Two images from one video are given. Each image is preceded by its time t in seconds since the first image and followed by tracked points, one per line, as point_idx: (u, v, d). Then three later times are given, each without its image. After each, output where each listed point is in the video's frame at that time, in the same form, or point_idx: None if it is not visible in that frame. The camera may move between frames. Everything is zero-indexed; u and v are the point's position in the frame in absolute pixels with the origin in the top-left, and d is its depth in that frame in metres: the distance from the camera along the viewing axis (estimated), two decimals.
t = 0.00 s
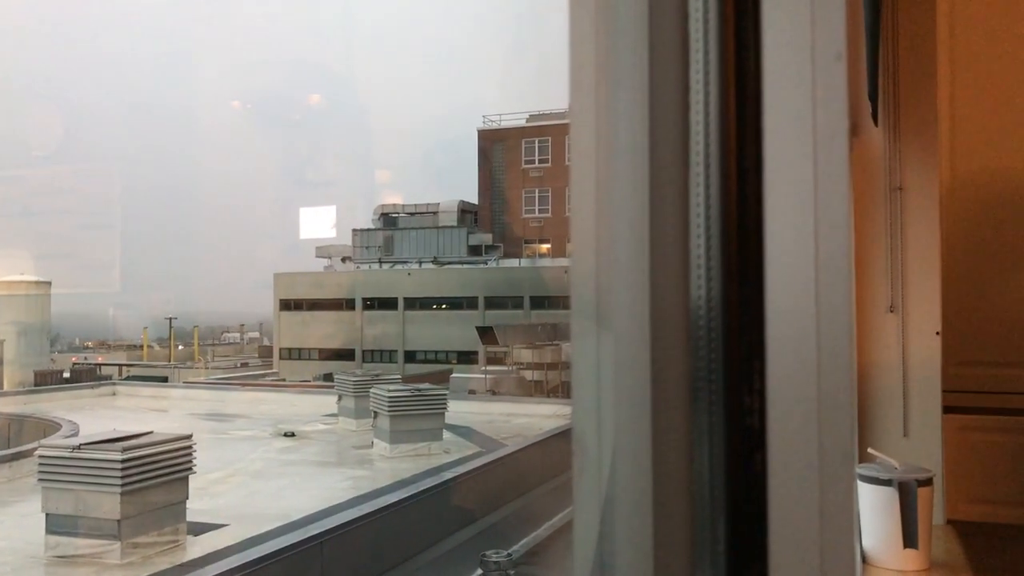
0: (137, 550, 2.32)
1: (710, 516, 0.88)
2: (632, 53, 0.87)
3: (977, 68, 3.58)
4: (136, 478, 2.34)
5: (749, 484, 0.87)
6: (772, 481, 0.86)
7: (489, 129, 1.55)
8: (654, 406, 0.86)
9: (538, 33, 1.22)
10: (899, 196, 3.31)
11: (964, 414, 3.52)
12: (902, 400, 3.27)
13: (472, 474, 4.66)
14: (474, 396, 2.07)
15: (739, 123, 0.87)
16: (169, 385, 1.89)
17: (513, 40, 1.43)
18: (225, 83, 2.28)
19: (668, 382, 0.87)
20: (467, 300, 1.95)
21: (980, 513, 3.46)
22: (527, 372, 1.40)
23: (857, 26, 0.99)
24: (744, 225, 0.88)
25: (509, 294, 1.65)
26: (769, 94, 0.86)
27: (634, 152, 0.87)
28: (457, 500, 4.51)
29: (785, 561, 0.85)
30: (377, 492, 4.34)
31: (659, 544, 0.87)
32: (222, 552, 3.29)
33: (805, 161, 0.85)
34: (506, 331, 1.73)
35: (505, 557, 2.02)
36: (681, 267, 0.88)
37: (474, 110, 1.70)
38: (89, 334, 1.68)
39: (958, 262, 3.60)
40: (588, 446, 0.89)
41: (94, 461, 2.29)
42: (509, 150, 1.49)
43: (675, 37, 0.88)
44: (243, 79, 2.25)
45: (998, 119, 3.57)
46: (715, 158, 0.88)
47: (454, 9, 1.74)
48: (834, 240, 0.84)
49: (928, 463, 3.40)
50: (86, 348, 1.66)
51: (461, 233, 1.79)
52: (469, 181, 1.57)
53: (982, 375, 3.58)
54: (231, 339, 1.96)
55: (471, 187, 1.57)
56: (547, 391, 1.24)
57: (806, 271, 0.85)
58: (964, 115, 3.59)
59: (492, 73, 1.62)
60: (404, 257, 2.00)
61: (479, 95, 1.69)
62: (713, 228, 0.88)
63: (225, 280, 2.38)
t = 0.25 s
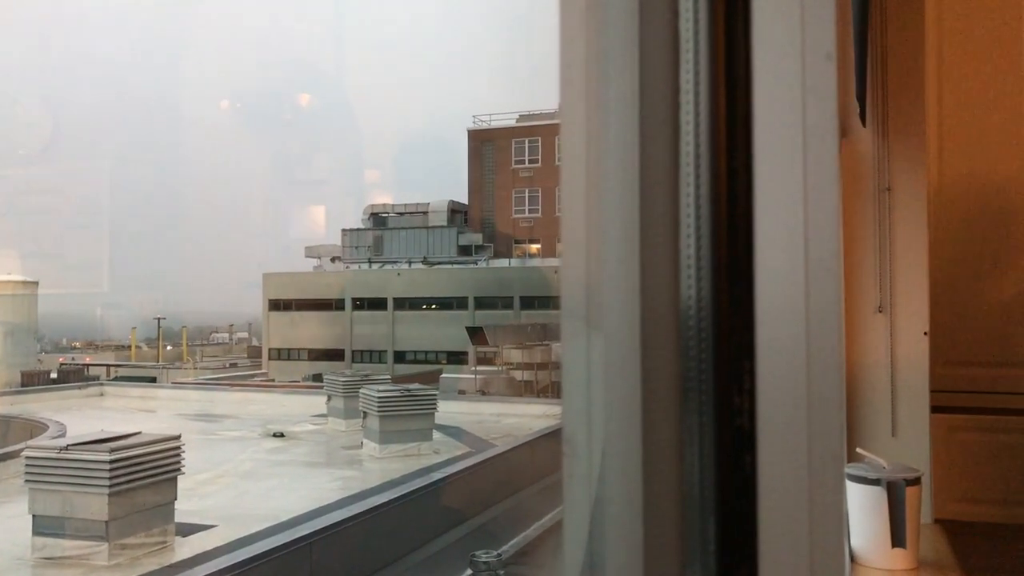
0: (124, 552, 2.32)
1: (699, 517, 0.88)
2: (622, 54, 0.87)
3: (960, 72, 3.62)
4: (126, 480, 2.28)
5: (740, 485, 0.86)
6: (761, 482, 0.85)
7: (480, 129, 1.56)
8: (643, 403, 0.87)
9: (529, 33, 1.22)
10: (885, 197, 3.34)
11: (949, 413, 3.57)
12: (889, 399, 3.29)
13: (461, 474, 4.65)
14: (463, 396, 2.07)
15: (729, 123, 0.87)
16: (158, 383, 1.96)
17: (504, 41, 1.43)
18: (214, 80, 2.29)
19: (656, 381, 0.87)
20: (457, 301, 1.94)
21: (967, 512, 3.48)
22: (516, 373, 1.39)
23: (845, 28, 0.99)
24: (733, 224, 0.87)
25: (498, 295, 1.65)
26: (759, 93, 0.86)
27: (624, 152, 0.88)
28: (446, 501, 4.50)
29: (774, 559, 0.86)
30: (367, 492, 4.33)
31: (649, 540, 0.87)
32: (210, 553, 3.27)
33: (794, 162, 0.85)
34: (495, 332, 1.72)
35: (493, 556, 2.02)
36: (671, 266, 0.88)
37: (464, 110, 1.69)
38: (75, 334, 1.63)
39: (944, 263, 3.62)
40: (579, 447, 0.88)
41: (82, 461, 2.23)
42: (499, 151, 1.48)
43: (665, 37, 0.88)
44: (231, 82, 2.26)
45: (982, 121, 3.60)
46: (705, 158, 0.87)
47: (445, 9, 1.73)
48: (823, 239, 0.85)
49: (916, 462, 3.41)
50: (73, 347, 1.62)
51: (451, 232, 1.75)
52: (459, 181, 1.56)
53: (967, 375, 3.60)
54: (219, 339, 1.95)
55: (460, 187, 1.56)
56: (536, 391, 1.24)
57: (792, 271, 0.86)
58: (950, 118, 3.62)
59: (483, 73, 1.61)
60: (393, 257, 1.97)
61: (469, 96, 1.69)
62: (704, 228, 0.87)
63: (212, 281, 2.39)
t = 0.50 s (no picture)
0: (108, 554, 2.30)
1: (687, 516, 0.88)
2: (609, 54, 0.88)
3: (945, 74, 3.65)
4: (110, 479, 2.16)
5: (727, 485, 0.86)
6: (749, 483, 0.85)
7: (468, 129, 1.55)
8: (632, 402, 0.87)
9: (517, 33, 1.22)
10: (871, 197, 3.31)
11: (941, 414, 3.55)
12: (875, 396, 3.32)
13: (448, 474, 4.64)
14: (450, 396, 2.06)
15: (717, 123, 0.87)
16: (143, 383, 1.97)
17: (492, 41, 1.42)
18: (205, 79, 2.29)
19: (644, 381, 0.87)
20: (444, 301, 1.94)
21: (952, 510, 3.48)
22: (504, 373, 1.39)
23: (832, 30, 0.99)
24: (721, 224, 0.87)
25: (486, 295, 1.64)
26: (745, 91, 0.85)
27: (612, 152, 0.88)
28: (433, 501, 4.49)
29: (761, 562, 0.85)
30: (353, 493, 4.31)
31: (637, 541, 0.87)
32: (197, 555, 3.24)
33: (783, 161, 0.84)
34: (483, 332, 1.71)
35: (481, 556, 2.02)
36: (659, 266, 0.88)
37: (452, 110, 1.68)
38: (61, 334, 1.58)
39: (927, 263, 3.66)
40: (566, 446, 0.91)
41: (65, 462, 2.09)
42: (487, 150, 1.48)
43: (653, 37, 0.88)
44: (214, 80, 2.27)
45: (965, 124, 3.64)
46: (693, 157, 0.87)
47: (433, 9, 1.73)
48: (810, 239, 0.84)
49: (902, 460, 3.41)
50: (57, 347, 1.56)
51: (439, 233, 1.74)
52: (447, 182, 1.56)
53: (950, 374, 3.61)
54: (205, 339, 1.95)
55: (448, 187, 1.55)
56: (524, 391, 1.24)
57: (781, 270, 0.84)
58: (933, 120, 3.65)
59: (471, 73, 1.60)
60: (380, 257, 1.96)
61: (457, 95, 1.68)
62: (691, 228, 0.88)
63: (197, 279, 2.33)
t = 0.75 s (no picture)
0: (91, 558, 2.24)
1: (677, 517, 0.87)
2: (598, 51, 0.87)
3: (932, 75, 3.67)
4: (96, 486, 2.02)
5: (717, 484, 0.87)
6: (738, 479, 0.87)
7: (457, 129, 1.55)
8: (621, 404, 0.87)
9: (506, 34, 1.21)
10: (858, 198, 3.39)
11: (926, 413, 3.61)
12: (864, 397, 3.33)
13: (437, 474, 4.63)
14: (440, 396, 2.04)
15: (706, 123, 0.87)
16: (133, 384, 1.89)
17: (483, 43, 1.41)
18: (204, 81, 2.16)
19: (633, 382, 0.87)
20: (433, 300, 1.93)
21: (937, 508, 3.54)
22: (494, 373, 1.38)
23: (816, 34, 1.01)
24: (710, 225, 0.88)
25: (474, 294, 1.63)
26: (736, 93, 0.87)
27: (602, 152, 0.88)
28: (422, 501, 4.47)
29: (751, 553, 0.88)
30: (342, 493, 4.28)
31: (626, 542, 0.87)
32: (186, 557, 3.20)
33: (773, 163, 0.88)
34: (473, 332, 1.70)
35: (471, 556, 2.00)
36: (648, 267, 0.88)
37: (440, 111, 1.67)
38: (52, 334, 1.56)
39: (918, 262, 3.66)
40: (556, 448, 0.86)
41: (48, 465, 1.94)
42: (475, 150, 1.47)
43: (643, 35, 0.87)
44: (209, 79, 2.08)
45: (953, 124, 3.67)
46: (683, 157, 0.87)
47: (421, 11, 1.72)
48: (799, 237, 0.89)
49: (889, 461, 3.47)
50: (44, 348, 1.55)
51: (428, 233, 1.71)
52: (436, 183, 1.55)
53: (940, 373, 3.62)
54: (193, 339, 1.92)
55: (437, 188, 1.54)
56: (512, 391, 1.23)
57: (771, 269, 0.88)
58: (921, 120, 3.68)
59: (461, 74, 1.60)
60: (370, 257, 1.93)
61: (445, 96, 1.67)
62: (681, 228, 0.88)
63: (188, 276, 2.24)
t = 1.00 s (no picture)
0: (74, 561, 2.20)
1: (665, 517, 0.88)
2: (586, 51, 0.87)
3: (921, 76, 3.70)
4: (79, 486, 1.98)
5: (705, 484, 0.87)
6: (726, 481, 0.86)
7: (446, 128, 1.55)
8: (610, 405, 0.87)
9: (494, 34, 1.21)
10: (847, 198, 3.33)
11: (915, 413, 3.63)
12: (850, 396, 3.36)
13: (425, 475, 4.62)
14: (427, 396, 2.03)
15: (695, 124, 0.88)
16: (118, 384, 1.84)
17: (471, 42, 1.41)
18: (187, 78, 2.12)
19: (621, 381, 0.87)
20: (422, 300, 1.91)
21: (922, 507, 3.59)
22: (482, 373, 1.37)
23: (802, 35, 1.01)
24: (699, 225, 0.88)
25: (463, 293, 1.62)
26: (724, 93, 0.86)
27: (591, 151, 0.87)
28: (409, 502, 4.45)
29: (739, 562, 0.86)
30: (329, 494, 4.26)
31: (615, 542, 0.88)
32: (171, 558, 3.16)
33: (762, 162, 0.85)
34: (461, 331, 1.69)
35: (459, 557, 1.99)
36: (637, 268, 0.89)
37: (428, 111, 1.67)
38: (37, 336, 1.50)
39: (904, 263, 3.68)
40: (545, 449, 0.88)
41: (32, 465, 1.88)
42: (464, 150, 1.47)
43: (631, 36, 0.88)
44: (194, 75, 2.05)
45: (941, 124, 3.69)
46: (671, 158, 0.88)
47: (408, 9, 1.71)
48: (788, 243, 0.85)
49: (874, 460, 3.52)
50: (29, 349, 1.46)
51: (416, 233, 1.71)
52: (424, 183, 1.55)
53: (925, 373, 3.65)
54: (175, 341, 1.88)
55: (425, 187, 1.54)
56: (500, 391, 1.23)
57: (758, 270, 0.86)
58: (909, 121, 3.71)
59: (449, 73, 1.59)
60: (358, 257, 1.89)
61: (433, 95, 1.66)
62: (670, 228, 0.88)
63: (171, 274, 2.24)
